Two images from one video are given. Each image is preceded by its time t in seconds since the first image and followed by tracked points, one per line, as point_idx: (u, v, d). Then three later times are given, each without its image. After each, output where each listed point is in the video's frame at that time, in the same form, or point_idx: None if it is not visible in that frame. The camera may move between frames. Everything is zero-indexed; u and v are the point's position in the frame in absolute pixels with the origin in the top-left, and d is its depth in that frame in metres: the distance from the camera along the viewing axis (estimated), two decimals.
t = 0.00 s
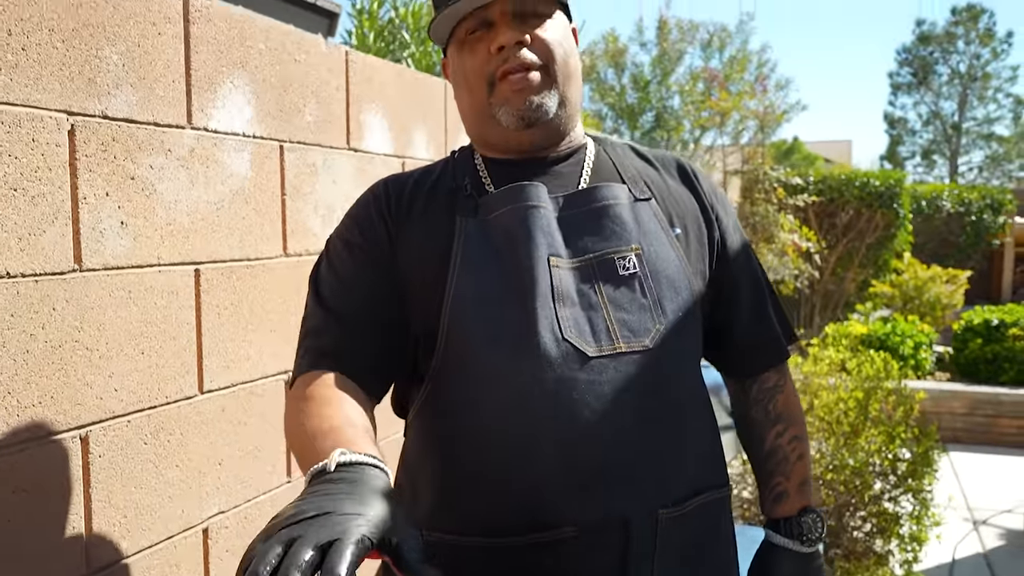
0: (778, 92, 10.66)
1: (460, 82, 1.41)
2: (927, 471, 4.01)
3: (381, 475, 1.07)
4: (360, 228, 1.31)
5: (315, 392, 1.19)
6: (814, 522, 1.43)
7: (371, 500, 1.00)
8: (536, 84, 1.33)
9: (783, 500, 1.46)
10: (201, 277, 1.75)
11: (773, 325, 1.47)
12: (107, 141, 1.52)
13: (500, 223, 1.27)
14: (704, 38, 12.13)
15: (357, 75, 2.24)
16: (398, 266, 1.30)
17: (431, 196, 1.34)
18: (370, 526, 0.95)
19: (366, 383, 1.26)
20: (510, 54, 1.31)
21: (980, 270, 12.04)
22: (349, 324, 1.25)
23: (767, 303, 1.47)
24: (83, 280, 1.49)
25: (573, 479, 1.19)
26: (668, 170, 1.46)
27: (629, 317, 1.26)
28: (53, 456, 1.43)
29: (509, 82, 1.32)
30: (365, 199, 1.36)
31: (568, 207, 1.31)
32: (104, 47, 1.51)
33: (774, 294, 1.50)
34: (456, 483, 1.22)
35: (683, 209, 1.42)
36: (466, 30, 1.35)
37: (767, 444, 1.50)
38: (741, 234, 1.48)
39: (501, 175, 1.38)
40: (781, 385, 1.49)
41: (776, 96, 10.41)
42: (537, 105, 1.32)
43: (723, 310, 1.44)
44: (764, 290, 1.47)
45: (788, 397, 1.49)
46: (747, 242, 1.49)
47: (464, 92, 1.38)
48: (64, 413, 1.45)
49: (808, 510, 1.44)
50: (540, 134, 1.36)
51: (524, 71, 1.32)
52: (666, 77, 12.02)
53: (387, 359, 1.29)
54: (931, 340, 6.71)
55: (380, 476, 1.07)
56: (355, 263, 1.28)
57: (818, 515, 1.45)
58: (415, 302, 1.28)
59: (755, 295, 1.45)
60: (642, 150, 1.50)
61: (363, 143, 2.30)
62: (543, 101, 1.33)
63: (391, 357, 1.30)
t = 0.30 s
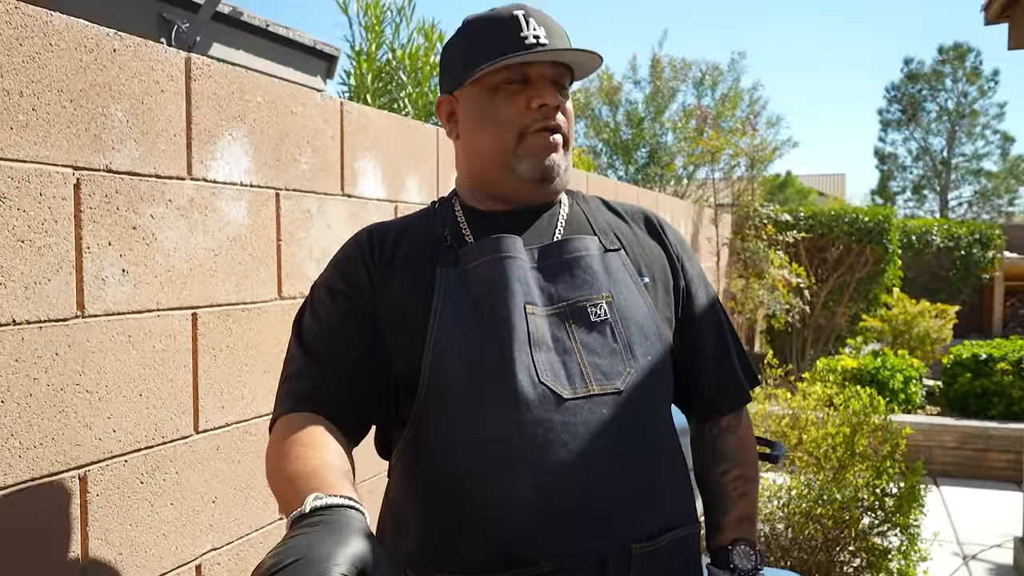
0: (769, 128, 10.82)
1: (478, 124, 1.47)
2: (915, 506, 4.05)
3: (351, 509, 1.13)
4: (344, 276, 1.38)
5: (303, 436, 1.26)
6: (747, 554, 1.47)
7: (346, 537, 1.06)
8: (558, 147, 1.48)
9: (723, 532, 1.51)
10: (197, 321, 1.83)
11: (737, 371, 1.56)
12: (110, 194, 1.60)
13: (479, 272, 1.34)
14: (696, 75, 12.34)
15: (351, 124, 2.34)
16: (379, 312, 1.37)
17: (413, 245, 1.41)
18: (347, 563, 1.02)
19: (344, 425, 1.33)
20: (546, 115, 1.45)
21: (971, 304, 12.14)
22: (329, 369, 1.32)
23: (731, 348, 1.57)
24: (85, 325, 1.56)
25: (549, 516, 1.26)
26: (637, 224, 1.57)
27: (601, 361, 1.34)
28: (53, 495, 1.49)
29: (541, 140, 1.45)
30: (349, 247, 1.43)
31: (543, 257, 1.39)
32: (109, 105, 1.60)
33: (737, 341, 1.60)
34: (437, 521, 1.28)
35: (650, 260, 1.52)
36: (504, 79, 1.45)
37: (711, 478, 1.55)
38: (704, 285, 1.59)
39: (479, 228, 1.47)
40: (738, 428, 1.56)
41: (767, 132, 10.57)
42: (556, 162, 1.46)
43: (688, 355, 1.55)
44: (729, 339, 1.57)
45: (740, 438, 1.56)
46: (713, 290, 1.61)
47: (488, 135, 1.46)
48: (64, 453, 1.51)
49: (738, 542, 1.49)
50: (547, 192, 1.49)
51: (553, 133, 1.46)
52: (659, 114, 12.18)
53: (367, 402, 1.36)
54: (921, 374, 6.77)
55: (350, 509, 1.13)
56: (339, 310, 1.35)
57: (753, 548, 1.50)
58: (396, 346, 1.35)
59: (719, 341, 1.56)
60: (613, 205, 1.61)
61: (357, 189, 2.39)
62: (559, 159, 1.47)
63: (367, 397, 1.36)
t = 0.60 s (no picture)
0: (766, 148, 10.95)
1: (484, 150, 1.56)
2: (908, 521, 4.11)
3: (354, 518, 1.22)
4: (343, 294, 1.47)
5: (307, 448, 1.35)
6: (756, 564, 1.56)
7: (349, 542, 1.14)
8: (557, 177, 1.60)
9: (729, 548, 1.59)
10: (205, 339, 1.91)
11: (716, 393, 1.67)
12: (124, 219, 1.70)
13: (470, 292, 1.43)
14: (694, 96, 12.49)
15: (353, 149, 2.43)
16: (375, 329, 1.46)
17: (408, 266, 1.50)
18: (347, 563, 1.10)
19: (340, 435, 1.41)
20: (550, 148, 1.57)
21: (967, 321, 12.23)
22: (327, 382, 1.41)
23: (708, 368, 1.67)
24: (99, 343, 1.64)
25: (533, 523, 1.34)
26: (620, 250, 1.67)
27: (584, 378, 1.42)
28: (68, 504, 1.58)
29: (545, 170, 1.57)
30: (349, 267, 1.52)
31: (531, 279, 1.47)
32: (124, 135, 1.70)
33: (713, 362, 1.70)
34: (429, 528, 1.35)
35: (633, 284, 1.62)
36: (512, 111, 1.55)
37: (711, 499, 1.64)
38: (683, 308, 1.69)
39: (471, 250, 1.55)
40: (723, 444, 1.66)
41: (764, 152, 10.70)
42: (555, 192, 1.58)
43: (666, 375, 1.64)
44: (707, 361, 1.67)
45: (726, 454, 1.66)
46: (691, 315, 1.72)
47: (496, 162, 1.55)
48: (78, 464, 1.60)
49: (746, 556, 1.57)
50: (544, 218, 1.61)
51: (555, 164, 1.58)
52: (658, 133, 12.30)
53: (363, 414, 1.45)
54: (917, 391, 6.82)
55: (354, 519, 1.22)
56: (338, 327, 1.44)
57: (760, 559, 1.58)
58: (392, 361, 1.44)
59: (697, 362, 1.66)
60: (598, 232, 1.71)
61: (358, 212, 2.48)
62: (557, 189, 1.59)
63: (364, 409, 1.45)
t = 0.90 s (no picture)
0: (784, 153, 10.90)
1: (495, 154, 1.60)
2: (925, 527, 4.05)
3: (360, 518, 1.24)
4: (354, 292, 1.50)
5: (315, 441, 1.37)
6: (760, 568, 1.64)
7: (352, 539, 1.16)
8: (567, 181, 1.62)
9: (735, 551, 1.66)
10: (220, 340, 1.96)
11: (721, 398, 1.69)
12: (141, 223, 1.75)
13: (477, 296, 1.46)
14: (712, 101, 12.48)
15: (366, 155, 2.48)
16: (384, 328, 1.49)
17: (418, 267, 1.53)
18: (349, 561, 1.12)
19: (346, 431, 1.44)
20: (560, 152, 1.59)
21: (990, 327, 12.10)
22: (336, 377, 1.44)
23: (715, 375, 1.68)
24: (117, 343, 1.70)
25: (534, 525, 1.36)
26: (629, 255, 1.68)
27: (587, 385, 1.44)
28: (85, 499, 1.63)
29: (554, 174, 1.59)
30: (360, 264, 1.56)
31: (538, 285, 1.50)
32: (142, 141, 1.75)
33: (720, 366, 1.71)
34: (433, 527, 1.39)
35: (643, 289, 1.64)
36: (522, 116, 1.58)
37: (718, 502, 1.69)
38: (692, 313, 1.70)
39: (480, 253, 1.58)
40: (729, 449, 1.69)
41: (782, 157, 10.65)
42: (564, 197, 1.61)
43: (671, 378, 1.66)
44: (713, 368, 1.69)
45: (730, 457, 1.69)
46: (701, 322, 1.72)
47: (506, 166, 1.59)
48: (95, 461, 1.65)
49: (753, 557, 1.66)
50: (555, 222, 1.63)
51: (564, 169, 1.61)
52: (676, 139, 12.28)
53: (371, 411, 1.48)
54: (937, 398, 6.75)
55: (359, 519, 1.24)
56: (347, 323, 1.47)
57: (763, 562, 1.66)
58: (400, 361, 1.47)
59: (704, 368, 1.67)
60: (608, 237, 1.72)
61: (371, 216, 2.52)
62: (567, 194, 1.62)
63: (371, 406, 1.48)
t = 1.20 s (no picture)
0: (810, 154, 10.78)
1: (516, 159, 1.60)
2: (949, 534, 4.00)
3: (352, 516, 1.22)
4: (368, 287, 1.51)
5: (319, 441, 1.38)
6: None
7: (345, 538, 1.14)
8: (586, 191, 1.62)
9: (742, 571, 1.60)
10: (228, 341, 1.98)
11: (732, 409, 1.67)
12: (150, 225, 1.78)
13: (488, 298, 1.46)
14: (737, 103, 12.39)
15: (377, 158, 2.50)
16: (396, 325, 1.49)
17: (431, 265, 1.53)
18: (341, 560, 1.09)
19: (354, 428, 1.45)
20: (581, 161, 1.59)
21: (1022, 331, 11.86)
22: (346, 370, 1.45)
23: (728, 385, 1.66)
24: (125, 344, 1.72)
25: (537, 528, 1.36)
26: (644, 260, 1.67)
27: (596, 392, 1.43)
28: (93, 496, 1.66)
29: (573, 182, 1.59)
30: (374, 258, 1.56)
31: (549, 290, 1.50)
32: (150, 146, 1.78)
33: (734, 376, 1.69)
34: (436, 527, 1.39)
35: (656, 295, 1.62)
36: (546, 121, 1.58)
37: (727, 518, 1.65)
38: (706, 320, 1.68)
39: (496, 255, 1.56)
40: (740, 463, 1.67)
41: (808, 158, 10.53)
42: (582, 206, 1.60)
43: (681, 385, 1.64)
44: (726, 378, 1.67)
45: (741, 470, 1.67)
46: (717, 330, 1.70)
47: (526, 171, 1.59)
48: (103, 459, 1.68)
49: None
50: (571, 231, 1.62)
51: (584, 178, 1.61)
52: (700, 141, 12.19)
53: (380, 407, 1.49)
54: (966, 403, 6.63)
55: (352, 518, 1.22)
56: (360, 319, 1.48)
57: None
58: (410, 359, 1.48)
59: (716, 378, 1.65)
60: (625, 242, 1.71)
61: (382, 219, 2.54)
62: (586, 203, 1.62)
63: (380, 401, 1.49)
